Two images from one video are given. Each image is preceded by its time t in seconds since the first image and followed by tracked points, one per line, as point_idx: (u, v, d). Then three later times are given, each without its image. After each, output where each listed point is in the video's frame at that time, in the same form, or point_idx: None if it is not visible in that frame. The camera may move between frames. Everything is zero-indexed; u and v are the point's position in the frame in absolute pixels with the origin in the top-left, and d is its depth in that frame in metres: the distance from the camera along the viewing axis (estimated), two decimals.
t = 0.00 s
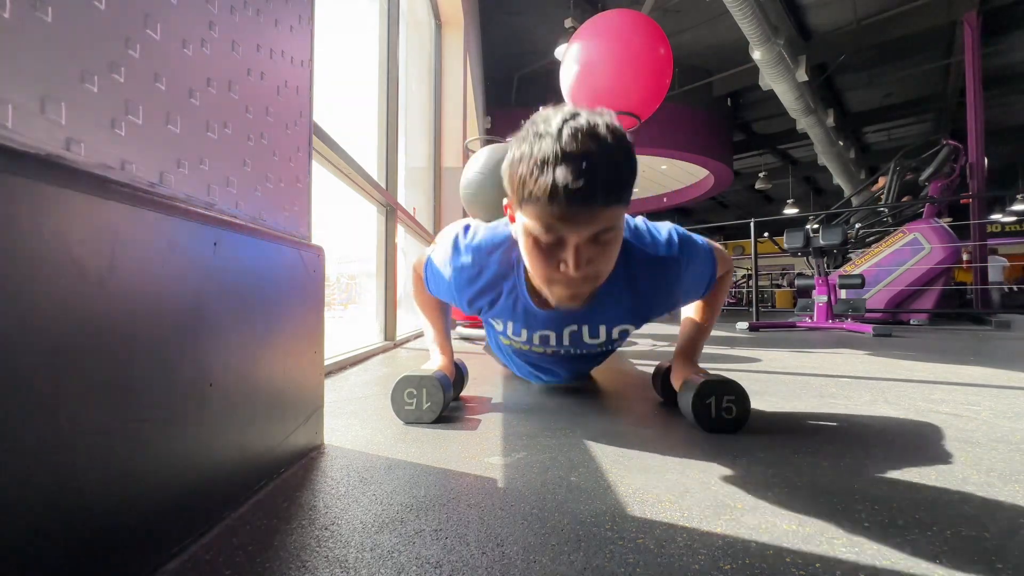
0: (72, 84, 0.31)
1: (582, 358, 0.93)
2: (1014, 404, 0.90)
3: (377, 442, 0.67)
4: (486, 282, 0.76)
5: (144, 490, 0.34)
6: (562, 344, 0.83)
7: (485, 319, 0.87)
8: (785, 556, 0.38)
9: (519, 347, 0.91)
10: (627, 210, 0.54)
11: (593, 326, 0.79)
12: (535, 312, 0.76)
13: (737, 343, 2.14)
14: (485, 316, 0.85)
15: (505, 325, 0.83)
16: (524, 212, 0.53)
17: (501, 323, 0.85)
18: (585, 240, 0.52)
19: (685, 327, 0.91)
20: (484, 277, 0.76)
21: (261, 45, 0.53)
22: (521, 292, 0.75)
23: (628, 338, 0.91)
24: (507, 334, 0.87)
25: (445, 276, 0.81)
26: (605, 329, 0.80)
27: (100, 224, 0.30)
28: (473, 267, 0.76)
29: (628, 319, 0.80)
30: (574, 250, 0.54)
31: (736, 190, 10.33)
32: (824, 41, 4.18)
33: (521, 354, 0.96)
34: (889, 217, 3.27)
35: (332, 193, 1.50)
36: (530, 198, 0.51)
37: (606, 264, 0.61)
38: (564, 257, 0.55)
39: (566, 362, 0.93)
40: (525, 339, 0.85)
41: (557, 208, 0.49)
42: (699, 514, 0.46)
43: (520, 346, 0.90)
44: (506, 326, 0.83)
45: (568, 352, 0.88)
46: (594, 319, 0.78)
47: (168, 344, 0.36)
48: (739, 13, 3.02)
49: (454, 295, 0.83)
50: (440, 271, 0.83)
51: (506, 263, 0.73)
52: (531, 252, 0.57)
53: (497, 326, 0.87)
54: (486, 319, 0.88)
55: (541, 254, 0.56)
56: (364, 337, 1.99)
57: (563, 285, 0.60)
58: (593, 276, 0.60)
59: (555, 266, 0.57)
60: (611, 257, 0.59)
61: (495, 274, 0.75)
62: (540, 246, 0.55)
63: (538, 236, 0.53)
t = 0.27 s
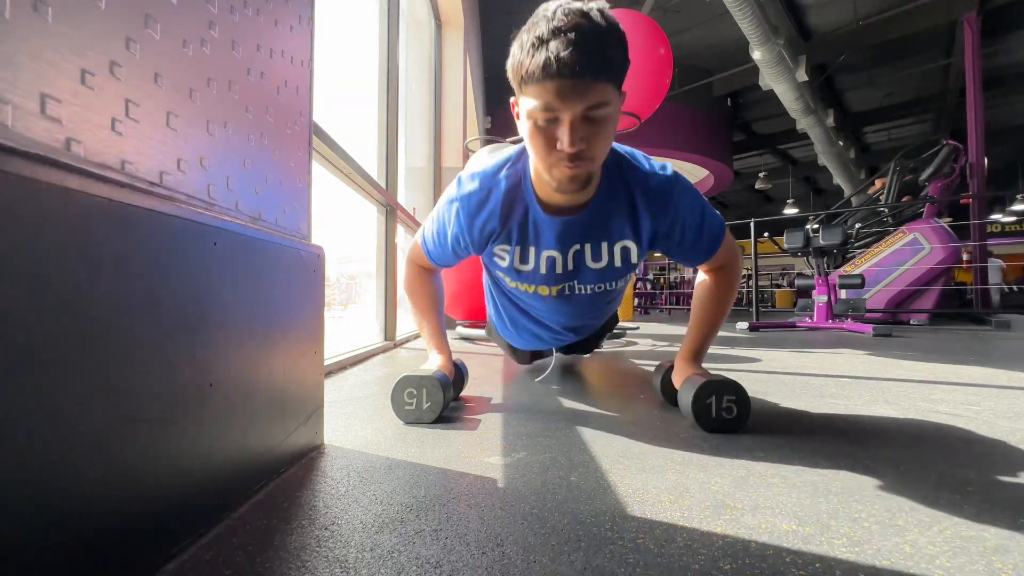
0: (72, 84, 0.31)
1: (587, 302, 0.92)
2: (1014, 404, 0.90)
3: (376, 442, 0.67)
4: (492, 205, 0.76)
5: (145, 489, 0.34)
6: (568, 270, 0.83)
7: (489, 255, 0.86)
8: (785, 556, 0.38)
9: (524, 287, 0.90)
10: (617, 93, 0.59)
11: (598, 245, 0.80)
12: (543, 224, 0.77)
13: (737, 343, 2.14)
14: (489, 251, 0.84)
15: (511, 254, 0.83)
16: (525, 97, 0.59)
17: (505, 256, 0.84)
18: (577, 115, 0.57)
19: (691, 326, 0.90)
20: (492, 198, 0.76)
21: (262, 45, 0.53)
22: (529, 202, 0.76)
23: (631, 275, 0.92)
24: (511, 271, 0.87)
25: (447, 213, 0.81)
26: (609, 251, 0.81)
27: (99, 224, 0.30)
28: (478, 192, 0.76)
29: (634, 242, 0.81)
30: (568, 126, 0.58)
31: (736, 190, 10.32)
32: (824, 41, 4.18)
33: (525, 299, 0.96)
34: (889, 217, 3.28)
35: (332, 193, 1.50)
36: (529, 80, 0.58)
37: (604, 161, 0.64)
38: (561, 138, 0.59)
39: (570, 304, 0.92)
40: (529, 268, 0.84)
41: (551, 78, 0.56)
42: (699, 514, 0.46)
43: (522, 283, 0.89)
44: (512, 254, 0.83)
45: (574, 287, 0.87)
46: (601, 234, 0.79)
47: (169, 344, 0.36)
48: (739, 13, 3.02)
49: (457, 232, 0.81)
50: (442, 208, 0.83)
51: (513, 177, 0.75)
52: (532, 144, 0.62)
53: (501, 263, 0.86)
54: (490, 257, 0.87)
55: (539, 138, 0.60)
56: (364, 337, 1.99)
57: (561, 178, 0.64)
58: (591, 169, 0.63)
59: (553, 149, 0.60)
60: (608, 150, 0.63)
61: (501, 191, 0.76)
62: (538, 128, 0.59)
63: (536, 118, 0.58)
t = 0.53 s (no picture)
0: (73, 84, 0.31)
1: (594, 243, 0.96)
2: (1014, 403, 0.90)
3: (376, 442, 0.67)
4: (508, 143, 0.79)
5: (145, 489, 0.34)
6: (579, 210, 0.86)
7: (501, 202, 0.87)
8: (785, 556, 0.38)
9: (535, 232, 0.93)
10: (618, 34, 0.61)
11: (608, 186, 0.83)
12: (559, 162, 0.80)
13: (736, 343, 2.14)
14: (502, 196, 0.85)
15: (525, 195, 0.84)
16: (528, 36, 0.62)
17: (519, 198, 0.85)
18: (576, 55, 0.59)
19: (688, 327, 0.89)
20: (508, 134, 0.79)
21: (262, 45, 0.53)
22: (544, 140, 0.79)
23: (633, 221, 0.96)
24: (523, 215, 0.89)
25: (461, 158, 0.82)
26: (618, 193, 0.84)
27: (100, 225, 0.30)
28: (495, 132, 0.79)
29: (642, 184, 0.84)
30: (567, 66, 0.60)
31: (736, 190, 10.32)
32: (824, 41, 4.18)
33: (534, 247, 0.98)
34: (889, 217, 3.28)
35: (332, 192, 1.50)
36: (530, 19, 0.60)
37: (604, 100, 0.66)
38: (560, 78, 0.61)
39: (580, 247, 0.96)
40: (541, 209, 0.87)
41: (550, 18, 0.58)
42: (699, 514, 0.46)
43: (531, 227, 0.91)
44: (527, 194, 0.84)
45: (584, 228, 0.90)
46: (611, 174, 0.82)
47: (169, 344, 0.36)
48: (739, 13, 3.02)
49: (472, 173, 0.81)
50: (456, 150, 0.83)
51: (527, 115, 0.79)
52: (535, 83, 0.65)
53: (513, 209, 0.88)
54: (502, 205, 0.88)
55: (541, 78, 0.63)
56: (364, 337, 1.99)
57: (562, 117, 0.67)
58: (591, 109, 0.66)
59: (554, 89, 0.63)
60: (608, 89, 0.65)
61: (517, 129, 0.79)
62: (540, 68, 0.62)
63: (537, 57, 0.61)
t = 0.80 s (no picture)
0: (73, 84, 0.31)
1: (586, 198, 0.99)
2: (1014, 403, 0.90)
3: (376, 442, 0.67)
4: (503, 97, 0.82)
5: (144, 490, 0.34)
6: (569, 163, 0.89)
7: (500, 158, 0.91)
8: (785, 556, 0.38)
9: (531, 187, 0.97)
10: None
11: (595, 141, 0.86)
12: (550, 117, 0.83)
13: (736, 343, 2.14)
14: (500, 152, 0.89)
15: (520, 150, 0.88)
16: None
17: (515, 153, 0.88)
18: (563, 18, 0.60)
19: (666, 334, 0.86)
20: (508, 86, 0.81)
21: (262, 46, 0.53)
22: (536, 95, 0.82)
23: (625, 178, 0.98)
24: (519, 170, 0.93)
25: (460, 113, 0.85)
26: (606, 148, 0.88)
27: (100, 227, 0.30)
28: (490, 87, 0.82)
29: (627, 140, 0.86)
30: (554, 28, 0.61)
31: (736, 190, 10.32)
32: (824, 41, 4.18)
33: (532, 201, 1.03)
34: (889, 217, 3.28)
35: (332, 192, 1.50)
36: None
37: (592, 54, 0.67)
38: (550, 39, 0.62)
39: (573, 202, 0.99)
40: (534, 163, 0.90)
41: None
42: (699, 514, 0.46)
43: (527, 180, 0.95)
44: (522, 148, 0.87)
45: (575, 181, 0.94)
46: (598, 128, 0.84)
47: (169, 345, 0.36)
48: (739, 13, 3.02)
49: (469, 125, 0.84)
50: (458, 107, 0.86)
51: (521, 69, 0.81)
52: (525, 41, 0.65)
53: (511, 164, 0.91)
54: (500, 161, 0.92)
55: (531, 36, 0.64)
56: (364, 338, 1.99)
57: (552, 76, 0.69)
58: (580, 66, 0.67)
59: (543, 48, 0.64)
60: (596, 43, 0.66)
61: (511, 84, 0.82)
62: (529, 27, 0.62)
63: (525, 18, 0.61)
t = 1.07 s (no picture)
0: (73, 84, 0.31)
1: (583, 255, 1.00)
2: (1014, 403, 0.90)
3: (376, 442, 0.67)
4: (492, 167, 0.82)
5: (144, 489, 0.34)
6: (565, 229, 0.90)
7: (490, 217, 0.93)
8: (785, 555, 0.38)
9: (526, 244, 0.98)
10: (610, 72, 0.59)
11: (594, 208, 0.86)
12: (542, 193, 0.84)
13: (737, 343, 2.14)
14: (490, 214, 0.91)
15: (511, 215, 0.89)
16: (515, 75, 0.59)
17: (506, 219, 0.90)
18: (569, 101, 0.57)
19: (684, 328, 0.89)
20: (496, 158, 0.81)
21: (262, 46, 0.53)
22: (527, 169, 0.82)
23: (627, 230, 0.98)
24: (513, 230, 0.94)
25: (449, 176, 0.86)
26: (604, 213, 0.88)
27: (101, 226, 0.30)
28: (479, 156, 0.82)
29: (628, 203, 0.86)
30: (558, 112, 0.59)
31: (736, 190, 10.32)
32: (824, 41, 4.18)
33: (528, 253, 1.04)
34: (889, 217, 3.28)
35: (332, 193, 1.50)
36: (517, 59, 0.57)
37: (594, 135, 0.66)
38: (553, 122, 0.60)
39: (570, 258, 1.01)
40: (529, 229, 0.92)
41: (540, 65, 0.55)
42: (699, 514, 0.46)
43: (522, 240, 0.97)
44: (513, 215, 0.89)
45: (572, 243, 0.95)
46: (594, 197, 0.84)
47: (169, 344, 0.36)
48: (740, 13, 3.02)
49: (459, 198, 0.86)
50: (446, 166, 0.86)
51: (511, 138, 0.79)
52: (525, 120, 0.64)
53: (502, 224, 0.93)
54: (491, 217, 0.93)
55: (532, 118, 0.62)
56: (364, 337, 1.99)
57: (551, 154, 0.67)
58: (582, 145, 0.66)
59: (545, 129, 0.62)
60: (598, 125, 0.65)
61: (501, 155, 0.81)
62: (531, 110, 0.61)
63: (527, 101, 0.59)
